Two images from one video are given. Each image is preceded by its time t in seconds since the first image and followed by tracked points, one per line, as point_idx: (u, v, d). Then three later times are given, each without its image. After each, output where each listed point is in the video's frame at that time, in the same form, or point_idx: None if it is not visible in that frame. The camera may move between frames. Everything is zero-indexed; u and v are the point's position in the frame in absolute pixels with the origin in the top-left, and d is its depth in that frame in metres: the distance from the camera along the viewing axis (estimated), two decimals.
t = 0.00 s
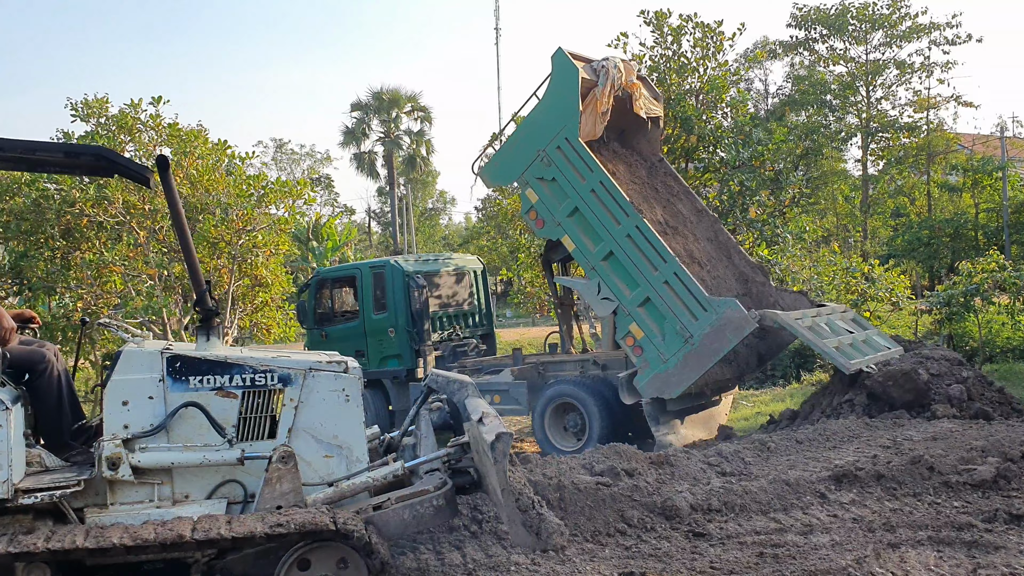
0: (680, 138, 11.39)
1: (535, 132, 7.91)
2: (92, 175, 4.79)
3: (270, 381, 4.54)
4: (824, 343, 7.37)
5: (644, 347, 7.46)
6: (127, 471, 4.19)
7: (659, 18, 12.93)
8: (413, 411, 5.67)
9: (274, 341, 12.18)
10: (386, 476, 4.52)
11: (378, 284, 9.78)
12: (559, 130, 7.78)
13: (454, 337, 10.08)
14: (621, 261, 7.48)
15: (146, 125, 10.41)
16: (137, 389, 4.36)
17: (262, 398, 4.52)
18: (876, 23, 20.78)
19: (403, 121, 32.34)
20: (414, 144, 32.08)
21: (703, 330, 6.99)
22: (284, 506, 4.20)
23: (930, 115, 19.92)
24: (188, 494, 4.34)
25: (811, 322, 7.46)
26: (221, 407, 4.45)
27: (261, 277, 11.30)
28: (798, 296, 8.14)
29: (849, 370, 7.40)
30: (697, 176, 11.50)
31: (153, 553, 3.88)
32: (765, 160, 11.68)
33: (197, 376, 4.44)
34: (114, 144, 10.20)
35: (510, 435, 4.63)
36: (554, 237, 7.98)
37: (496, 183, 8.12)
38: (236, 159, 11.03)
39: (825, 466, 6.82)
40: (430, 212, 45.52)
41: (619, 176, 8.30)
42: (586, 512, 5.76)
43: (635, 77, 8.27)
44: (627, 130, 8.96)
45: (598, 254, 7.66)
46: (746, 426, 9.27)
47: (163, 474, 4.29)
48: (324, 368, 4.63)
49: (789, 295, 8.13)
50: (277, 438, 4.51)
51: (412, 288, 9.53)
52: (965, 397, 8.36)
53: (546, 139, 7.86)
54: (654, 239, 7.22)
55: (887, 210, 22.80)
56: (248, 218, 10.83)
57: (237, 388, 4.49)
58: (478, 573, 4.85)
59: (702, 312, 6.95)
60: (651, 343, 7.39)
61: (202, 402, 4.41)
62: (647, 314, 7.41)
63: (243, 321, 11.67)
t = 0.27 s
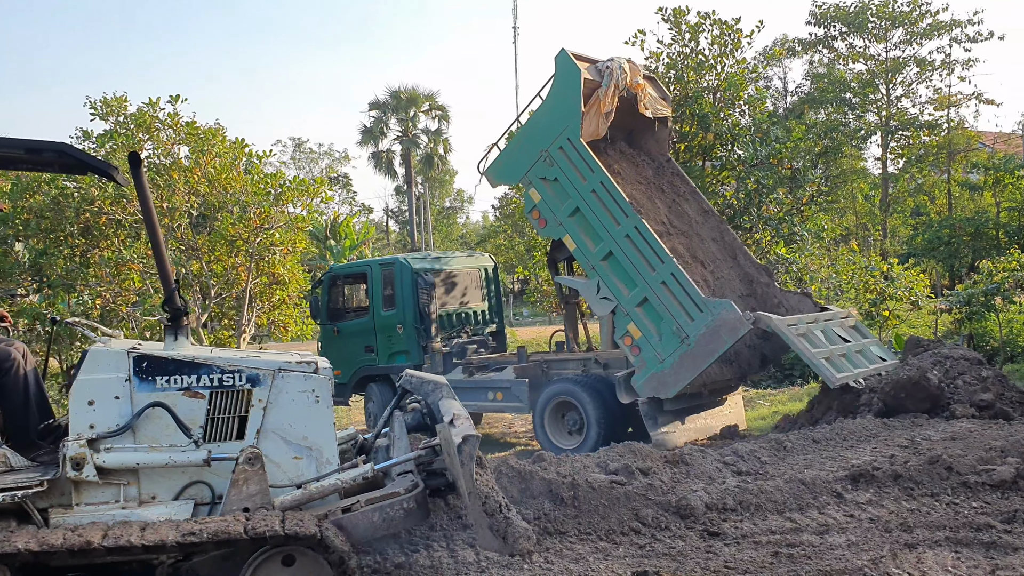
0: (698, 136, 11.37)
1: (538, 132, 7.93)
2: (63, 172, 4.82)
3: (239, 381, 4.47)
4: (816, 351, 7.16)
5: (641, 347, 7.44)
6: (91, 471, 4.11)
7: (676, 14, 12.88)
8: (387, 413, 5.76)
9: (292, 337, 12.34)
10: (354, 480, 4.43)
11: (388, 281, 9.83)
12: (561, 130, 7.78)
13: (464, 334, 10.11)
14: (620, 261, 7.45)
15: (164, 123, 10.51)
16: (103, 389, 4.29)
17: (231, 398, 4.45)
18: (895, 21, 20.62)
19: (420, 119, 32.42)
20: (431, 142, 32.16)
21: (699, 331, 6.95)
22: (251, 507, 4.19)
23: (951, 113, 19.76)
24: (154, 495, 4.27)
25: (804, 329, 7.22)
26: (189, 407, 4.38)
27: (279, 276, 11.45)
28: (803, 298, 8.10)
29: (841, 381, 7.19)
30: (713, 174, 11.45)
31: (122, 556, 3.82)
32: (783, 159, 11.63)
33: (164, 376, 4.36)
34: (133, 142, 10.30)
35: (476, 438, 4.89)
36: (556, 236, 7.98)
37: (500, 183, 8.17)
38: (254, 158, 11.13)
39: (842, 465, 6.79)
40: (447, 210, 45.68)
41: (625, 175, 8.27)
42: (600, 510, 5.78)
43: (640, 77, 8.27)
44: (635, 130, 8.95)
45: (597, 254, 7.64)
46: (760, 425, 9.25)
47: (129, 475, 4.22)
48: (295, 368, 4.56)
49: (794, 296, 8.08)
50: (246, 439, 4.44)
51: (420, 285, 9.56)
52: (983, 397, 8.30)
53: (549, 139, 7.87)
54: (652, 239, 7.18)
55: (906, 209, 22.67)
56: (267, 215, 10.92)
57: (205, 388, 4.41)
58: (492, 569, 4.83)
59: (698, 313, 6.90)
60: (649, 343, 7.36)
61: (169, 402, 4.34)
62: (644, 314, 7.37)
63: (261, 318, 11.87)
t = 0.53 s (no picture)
0: (724, 133, 11.28)
1: (551, 133, 7.91)
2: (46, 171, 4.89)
3: (213, 381, 4.47)
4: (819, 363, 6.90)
5: (648, 348, 7.39)
6: (63, 471, 4.14)
7: (702, 11, 12.81)
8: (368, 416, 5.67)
9: (317, 335, 12.52)
10: (330, 481, 4.46)
11: (406, 279, 9.89)
12: (573, 131, 7.76)
13: (484, 331, 10.14)
14: (629, 263, 7.41)
15: (192, 122, 10.66)
16: (75, 389, 4.30)
17: (205, 398, 4.45)
18: (927, 17, 20.39)
19: (447, 118, 32.60)
20: (458, 141, 32.33)
21: (705, 334, 6.88)
22: (224, 509, 4.20)
23: (984, 110, 19.50)
24: (127, 496, 4.29)
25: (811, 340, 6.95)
26: (162, 407, 4.39)
27: (305, 274, 11.59)
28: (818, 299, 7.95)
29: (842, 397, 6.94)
30: (741, 171, 11.34)
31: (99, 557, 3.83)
32: (811, 156, 11.50)
33: (137, 376, 4.37)
34: (161, 141, 10.45)
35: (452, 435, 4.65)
36: (567, 237, 7.96)
37: (513, 182, 8.18)
38: (281, 156, 11.24)
39: (870, 466, 6.70)
40: (473, 208, 45.83)
41: (638, 175, 8.24)
42: (624, 510, 5.76)
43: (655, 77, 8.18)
44: (654, 126, 8.85)
45: (607, 256, 7.61)
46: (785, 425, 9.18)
47: (102, 475, 4.24)
48: (270, 368, 4.54)
49: (809, 297, 7.94)
50: (221, 439, 4.44)
51: (438, 284, 9.63)
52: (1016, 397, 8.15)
53: (561, 140, 7.85)
54: (660, 242, 7.12)
55: (938, 207, 22.37)
56: (292, 214, 11.02)
57: (179, 388, 4.42)
58: (512, 568, 4.89)
59: (704, 316, 6.84)
60: (656, 344, 7.31)
61: (141, 402, 4.35)
62: (652, 316, 7.32)
63: (287, 316, 12.06)
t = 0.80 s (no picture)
0: (750, 128, 11.15)
1: (558, 133, 7.86)
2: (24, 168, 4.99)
3: (180, 377, 4.49)
4: (815, 372, 6.70)
5: (656, 349, 7.32)
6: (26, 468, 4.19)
7: (728, 5, 12.69)
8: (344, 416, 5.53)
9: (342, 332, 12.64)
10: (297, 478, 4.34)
11: (422, 275, 9.95)
12: (580, 130, 7.69)
13: (502, 328, 10.11)
14: (636, 263, 7.34)
15: (216, 119, 10.76)
16: (40, 385, 4.34)
17: (171, 394, 4.47)
18: (958, 12, 20.09)
19: (473, 117, 32.70)
20: (484, 140, 32.40)
21: (711, 335, 6.79)
22: (190, 507, 4.17)
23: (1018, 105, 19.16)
24: (93, 493, 4.33)
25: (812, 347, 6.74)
26: (127, 403, 4.42)
27: (329, 272, 11.67)
28: (835, 302, 7.70)
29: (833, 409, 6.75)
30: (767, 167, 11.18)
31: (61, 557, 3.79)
32: (839, 151, 11.33)
33: (103, 371, 4.40)
34: (187, 138, 10.57)
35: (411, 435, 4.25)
36: (576, 237, 7.91)
37: (522, 183, 8.13)
38: (305, 154, 11.31)
39: (897, 466, 6.57)
40: (498, 207, 45.87)
41: (651, 171, 8.23)
42: (644, 508, 5.69)
43: (666, 73, 8.09)
44: (669, 123, 8.77)
45: (614, 255, 7.54)
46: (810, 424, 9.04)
47: (67, 472, 4.29)
48: (238, 364, 4.55)
49: (822, 296, 7.72)
50: (188, 436, 4.45)
51: (451, 281, 9.62)
52: None
53: (569, 140, 7.79)
54: (666, 242, 7.04)
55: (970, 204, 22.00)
56: (316, 211, 11.06)
57: (145, 383, 4.45)
58: (530, 566, 4.91)
59: (710, 317, 6.75)
60: (663, 345, 7.24)
61: (106, 397, 4.39)
62: (659, 316, 7.25)
63: (311, 313, 12.19)
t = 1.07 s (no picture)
0: (757, 125, 11.03)
1: (555, 131, 7.85)
2: None
3: (124, 374, 4.48)
4: (791, 377, 6.63)
5: (647, 346, 7.26)
6: None
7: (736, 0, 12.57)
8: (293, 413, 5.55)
9: (348, 330, 12.66)
10: (240, 478, 4.31)
11: (424, 272, 9.96)
12: (575, 129, 7.67)
13: (503, 325, 10.06)
14: (627, 261, 7.29)
15: (221, 116, 10.74)
16: None
17: (115, 392, 4.46)
18: (971, 9, 19.90)
19: (482, 115, 32.65)
20: (493, 138, 32.35)
21: (699, 332, 6.69)
22: (130, 506, 4.11)
23: None
24: (36, 492, 4.31)
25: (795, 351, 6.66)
26: (70, 400, 4.43)
27: (334, 269, 11.67)
28: (833, 301, 7.55)
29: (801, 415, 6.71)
30: (774, 164, 11.06)
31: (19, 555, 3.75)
32: (847, 148, 11.18)
33: (46, 369, 4.42)
34: (191, 134, 10.56)
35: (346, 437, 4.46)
36: (571, 235, 7.89)
37: (519, 180, 8.16)
38: (310, 151, 11.28)
39: (901, 464, 6.47)
40: (507, 206, 45.79)
41: (649, 170, 8.19)
42: (643, 506, 5.61)
43: (663, 70, 7.99)
44: (669, 120, 8.68)
45: (607, 253, 7.50)
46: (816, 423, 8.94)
47: (9, 470, 4.27)
48: (184, 361, 4.54)
49: (818, 294, 7.61)
50: (132, 434, 4.44)
51: (451, 278, 9.61)
52: None
53: (565, 138, 7.78)
54: (656, 239, 6.96)
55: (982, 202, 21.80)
56: (321, 208, 11.01)
57: (88, 381, 4.45)
58: (527, 564, 4.84)
59: (698, 314, 6.66)
60: (654, 343, 7.17)
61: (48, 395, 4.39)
62: (651, 314, 7.19)
63: (317, 310, 12.20)
